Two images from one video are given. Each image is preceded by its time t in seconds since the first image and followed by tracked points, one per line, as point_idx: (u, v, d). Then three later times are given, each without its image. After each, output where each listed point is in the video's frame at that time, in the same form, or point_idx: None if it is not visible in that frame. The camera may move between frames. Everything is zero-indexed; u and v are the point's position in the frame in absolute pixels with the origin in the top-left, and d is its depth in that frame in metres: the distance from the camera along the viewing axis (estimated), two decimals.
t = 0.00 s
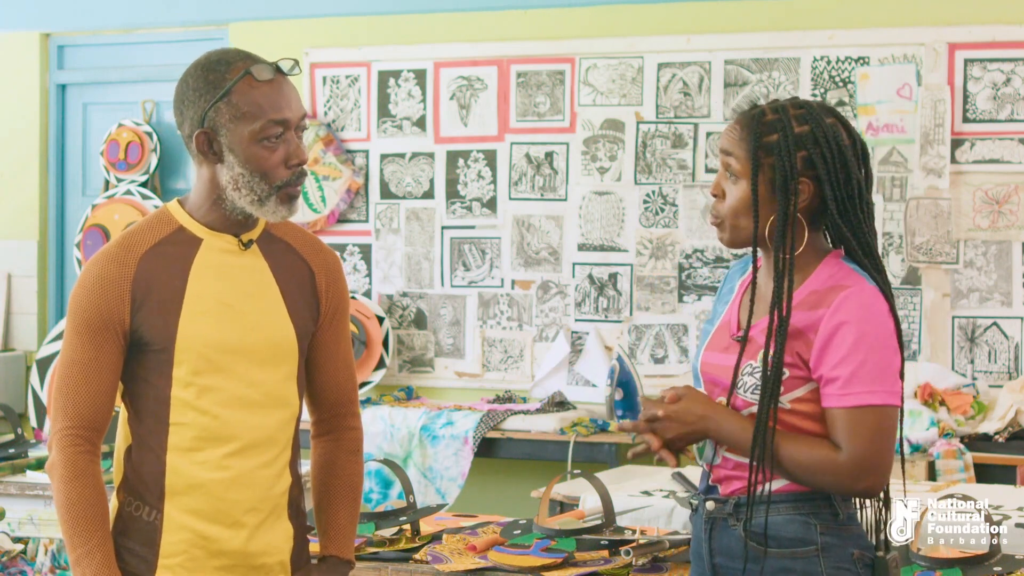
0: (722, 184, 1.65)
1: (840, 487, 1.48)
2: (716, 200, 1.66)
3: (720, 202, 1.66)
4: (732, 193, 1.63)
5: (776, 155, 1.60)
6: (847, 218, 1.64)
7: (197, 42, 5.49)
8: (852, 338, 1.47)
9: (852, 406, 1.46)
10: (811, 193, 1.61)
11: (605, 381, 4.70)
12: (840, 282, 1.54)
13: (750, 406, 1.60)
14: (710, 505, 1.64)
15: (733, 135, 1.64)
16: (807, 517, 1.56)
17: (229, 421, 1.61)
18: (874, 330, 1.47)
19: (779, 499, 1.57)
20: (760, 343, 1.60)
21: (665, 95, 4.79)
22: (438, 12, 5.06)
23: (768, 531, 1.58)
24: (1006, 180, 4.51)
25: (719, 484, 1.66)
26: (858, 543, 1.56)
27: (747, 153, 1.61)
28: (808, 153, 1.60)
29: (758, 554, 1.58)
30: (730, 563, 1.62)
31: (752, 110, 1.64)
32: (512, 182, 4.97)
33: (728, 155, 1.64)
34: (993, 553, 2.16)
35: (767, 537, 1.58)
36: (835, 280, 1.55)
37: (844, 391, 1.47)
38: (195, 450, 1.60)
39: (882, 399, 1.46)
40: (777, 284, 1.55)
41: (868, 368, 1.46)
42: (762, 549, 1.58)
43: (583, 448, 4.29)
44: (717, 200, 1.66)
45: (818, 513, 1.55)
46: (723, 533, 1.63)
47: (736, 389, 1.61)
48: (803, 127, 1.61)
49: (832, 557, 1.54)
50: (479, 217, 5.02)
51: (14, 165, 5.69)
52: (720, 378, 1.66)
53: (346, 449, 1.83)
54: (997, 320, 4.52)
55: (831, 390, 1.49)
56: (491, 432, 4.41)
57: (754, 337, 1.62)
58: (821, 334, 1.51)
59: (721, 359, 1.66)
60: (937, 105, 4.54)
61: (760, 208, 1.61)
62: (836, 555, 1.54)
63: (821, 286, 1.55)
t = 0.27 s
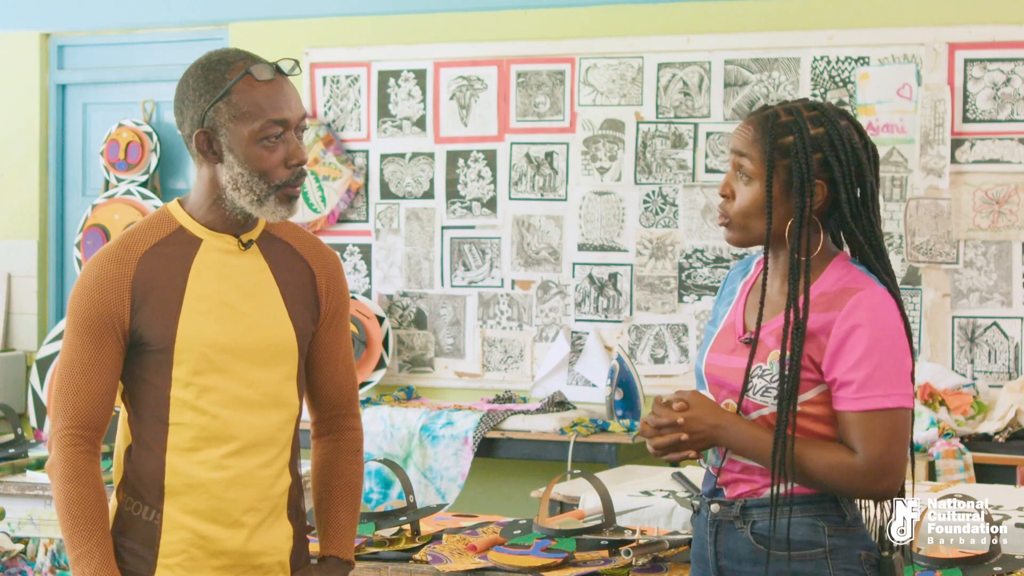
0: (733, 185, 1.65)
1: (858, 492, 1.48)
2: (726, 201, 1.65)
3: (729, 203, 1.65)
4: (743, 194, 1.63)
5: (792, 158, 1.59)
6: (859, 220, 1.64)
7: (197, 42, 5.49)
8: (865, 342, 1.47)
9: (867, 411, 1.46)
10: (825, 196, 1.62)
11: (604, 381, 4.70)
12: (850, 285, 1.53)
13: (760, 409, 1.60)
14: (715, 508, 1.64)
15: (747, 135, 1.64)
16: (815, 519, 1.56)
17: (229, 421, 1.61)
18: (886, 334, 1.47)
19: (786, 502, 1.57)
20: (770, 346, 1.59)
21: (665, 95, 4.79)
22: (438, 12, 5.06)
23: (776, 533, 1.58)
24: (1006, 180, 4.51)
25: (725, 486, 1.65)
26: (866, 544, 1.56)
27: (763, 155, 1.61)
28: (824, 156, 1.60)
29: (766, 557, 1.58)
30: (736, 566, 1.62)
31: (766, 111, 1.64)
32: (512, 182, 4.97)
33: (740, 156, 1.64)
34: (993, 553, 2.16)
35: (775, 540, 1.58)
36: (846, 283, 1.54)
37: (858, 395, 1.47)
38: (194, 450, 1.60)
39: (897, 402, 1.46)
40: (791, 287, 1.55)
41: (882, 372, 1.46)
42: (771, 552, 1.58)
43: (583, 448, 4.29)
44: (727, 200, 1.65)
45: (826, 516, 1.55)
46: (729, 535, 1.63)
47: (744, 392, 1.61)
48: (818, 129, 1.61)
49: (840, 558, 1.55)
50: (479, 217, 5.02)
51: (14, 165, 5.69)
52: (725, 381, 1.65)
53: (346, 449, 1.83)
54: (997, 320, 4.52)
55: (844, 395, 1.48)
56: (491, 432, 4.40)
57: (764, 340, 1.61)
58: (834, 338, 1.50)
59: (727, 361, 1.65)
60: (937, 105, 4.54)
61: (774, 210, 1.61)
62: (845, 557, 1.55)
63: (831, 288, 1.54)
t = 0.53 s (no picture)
0: (733, 186, 1.64)
1: (866, 491, 1.49)
2: (726, 202, 1.65)
3: (728, 204, 1.65)
4: (745, 196, 1.63)
5: (797, 159, 1.60)
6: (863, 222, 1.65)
7: (198, 42, 5.49)
8: (870, 342, 1.47)
9: (873, 411, 1.46)
10: (828, 198, 1.64)
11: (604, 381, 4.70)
12: (852, 285, 1.53)
13: (763, 411, 1.59)
14: (719, 508, 1.63)
15: (748, 136, 1.63)
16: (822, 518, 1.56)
17: (229, 420, 1.61)
18: (891, 334, 1.47)
19: (793, 501, 1.57)
20: (773, 348, 1.59)
21: (665, 95, 4.79)
22: (438, 12, 5.06)
23: (782, 533, 1.57)
24: (1006, 180, 4.51)
25: (728, 486, 1.64)
26: (870, 544, 1.57)
27: (767, 156, 1.61)
28: (828, 158, 1.61)
29: (772, 557, 1.58)
30: (741, 565, 1.61)
31: (768, 113, 1.64)
32: (512, 182, 4.97)
33: (741, 157, 1.63)
34: (993, 553, 2.16)
35: (782, 540, 1.57)
36: (847, 282, 1.54)
37: (864, 395, 1.47)
38: (195, 450, 1.60)
39: (902, 401, 1.46)
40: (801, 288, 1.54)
41: (887, 371, 1.46)
42: (777, 551, 1.58)
43: (583, 449, 4.29)
44: (727, 202, 1.65)
45: (831, 515, 1.55)
46: (733, 535, 1.61)
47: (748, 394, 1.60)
48: (822, 131, 1.62)
49: (846, 557, 1.55)
50: (479, 217, 5.02)
51: (14, 165, 5.69)
52: (727, 384, 1.63)
53: (348, 450, 1.83)
54: (997, 320, 4.52)
55: (851, 395, 1.49)
56: (491, 432, 4.40)
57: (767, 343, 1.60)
58: (838, 339, 1.51)
59: (728, 364, 1.64)
60: (937, 105, 4.54)
61: (778, 211, 1.61)
62: (851, 556, 1.55)
63: (834, 288, 1.55)
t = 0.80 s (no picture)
0: (733, 181, 1.63)
1: (868, 485, 1.49)
2: (726, 198, 1.64)
3: (727, 200, 1.64)
4: (745, 191, 1.61)
5: (801, 155, 1.60)
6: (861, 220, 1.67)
7: (198, 41, 5.49)
8: (867, 336, 1.47)
9: (872, 405, 1.47)
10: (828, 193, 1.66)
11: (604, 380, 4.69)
12: (846, 281, 1.53)
13: (764, 410, 1.59)
14: (720, 508, 1.63)
15: (752, 133, 1.62)
16: (825, 516, 1.56)
17: (231, 419, 1.61)
18: (887, 328, 1.48)
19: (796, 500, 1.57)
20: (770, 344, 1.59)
21: (665, 95, 4.79)
22: (438, 12, 5.06)
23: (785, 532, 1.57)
24: (1006, 180, 4.51)
25: (730, 487, 1.64)
26: (873, 542, 1.57)
27: (770, 151, 1.60)
28: (830, 155, 1.63)
29: (776, 555, 1.58)
30: (744, 565, 1.61)
31: (766, 109, 1.64)
32: (512, 182, 4.97)
33: (744, 152, 1.62)
34: (993, 553, 2.16)
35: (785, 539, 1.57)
36: (842, 278, 1.54)
37: (863, 390, 1.47)
38: (197, 448, 1.60)
39: (901, 394, 1.47)
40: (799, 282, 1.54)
41: (885, 365, 1.46)
42: (781, 550, 1.58)
43: (583, 449, 4.29)
44: (725, 198, 1.64)
45: (834, 513, 1.56)
46: (736, 535, 1.61)
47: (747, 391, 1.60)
48: (824, 128, 1.63)
49: (850, 555, 1.55)
50: (479, 217, 5.02)
51: (14, 166, 5.69)
52: (725, 383, 1.62)
53: (350, 448, 1.83)
54: (997, 320, 4.52)
55: (849, 390, 1.49)
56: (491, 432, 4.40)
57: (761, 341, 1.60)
58: (835, 334, 1.51)
59: (725, 364, 1.63)
60: (937, 105, 4.54)
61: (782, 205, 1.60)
62: (855, 554, 1.55)
63: (829, 284, 1.54)
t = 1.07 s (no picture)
0: (739, 178, 1.61)
1: (873, 469, 1.47)
2: (732, 195, 1.61)
3: (736, 198, 1.61)
4: (754, 188, 1.60)
5: (809, 149, 1.61)
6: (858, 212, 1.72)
7: (197, 41, 5.49)
8: (874, 320, 1.48)
9: (878, 388, 1.47)
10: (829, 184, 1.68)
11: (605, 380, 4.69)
12: (847, 269, 1.55)
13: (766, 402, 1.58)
14: (722, 507, 1.62)
15: (758, 130, 1.62)
16: (828, 514, 1.56)
17: (231, 417, 1.61)
18: (893, 313, 1.49)
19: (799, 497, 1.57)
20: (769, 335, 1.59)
21: (665, 95, 4.79)
22: (438, 12, 5.06)
23: (789, 529, 1.57)
24: (1006, 180, 4.51)
25: (731, 485, 1.63)
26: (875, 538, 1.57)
27: (780, 147, 1.60)
28: (833, 147, 1.66)
29: (780, 553, 1.58)
30: (747, 563, 1.61)
31: (767, 105, 1.64)
32: (512, 182, 4.97)
33: (752, 149, 1.61)
34: (993, 553, 2.16)
35: (788, 536, 1.57)
36: (844, 268, 1.56)
37: (869, 373, 1.47)
38: (197, 447, 1.60)
39: (905, 379, 1.48)
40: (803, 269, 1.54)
41: (892, 349, 1.47)
42: (785, 547, 1.58)
43: (583, 449, 4.29)
44: (733, 196, 1.61)
45: (837, 510, 1.56)
46: (739, 532, 1.61)
47: (748, 383, 1.59)
48: (824, 122, 1.64)
49: (853, 552, 1.55)
50: (480, 217, 5.02)
51: (14, 166, 5.69)
52: (723, 378, 1.61)
53: (351, 447, 1.83)
54: (997, 320, 4.52)
55: (855, 375, 1.49)
56: (491, 432, 4.40)
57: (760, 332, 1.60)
58: (840, 321, 1.51)
59: (724, 359, 1.61)
60: (937, 105, 4.54)
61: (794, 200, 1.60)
62: (858, 551, 1.55)
63: (833, 273, 1.56)
